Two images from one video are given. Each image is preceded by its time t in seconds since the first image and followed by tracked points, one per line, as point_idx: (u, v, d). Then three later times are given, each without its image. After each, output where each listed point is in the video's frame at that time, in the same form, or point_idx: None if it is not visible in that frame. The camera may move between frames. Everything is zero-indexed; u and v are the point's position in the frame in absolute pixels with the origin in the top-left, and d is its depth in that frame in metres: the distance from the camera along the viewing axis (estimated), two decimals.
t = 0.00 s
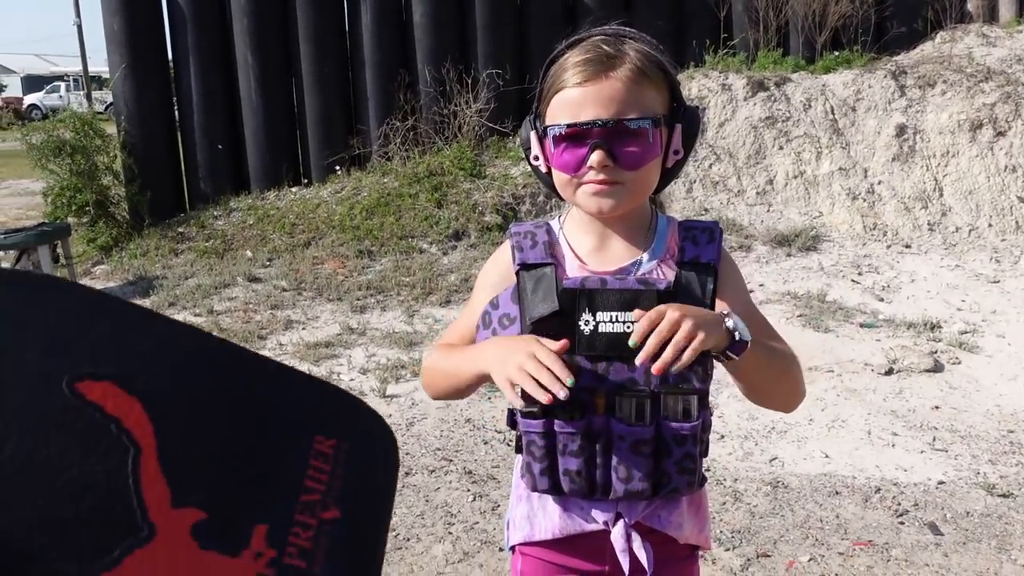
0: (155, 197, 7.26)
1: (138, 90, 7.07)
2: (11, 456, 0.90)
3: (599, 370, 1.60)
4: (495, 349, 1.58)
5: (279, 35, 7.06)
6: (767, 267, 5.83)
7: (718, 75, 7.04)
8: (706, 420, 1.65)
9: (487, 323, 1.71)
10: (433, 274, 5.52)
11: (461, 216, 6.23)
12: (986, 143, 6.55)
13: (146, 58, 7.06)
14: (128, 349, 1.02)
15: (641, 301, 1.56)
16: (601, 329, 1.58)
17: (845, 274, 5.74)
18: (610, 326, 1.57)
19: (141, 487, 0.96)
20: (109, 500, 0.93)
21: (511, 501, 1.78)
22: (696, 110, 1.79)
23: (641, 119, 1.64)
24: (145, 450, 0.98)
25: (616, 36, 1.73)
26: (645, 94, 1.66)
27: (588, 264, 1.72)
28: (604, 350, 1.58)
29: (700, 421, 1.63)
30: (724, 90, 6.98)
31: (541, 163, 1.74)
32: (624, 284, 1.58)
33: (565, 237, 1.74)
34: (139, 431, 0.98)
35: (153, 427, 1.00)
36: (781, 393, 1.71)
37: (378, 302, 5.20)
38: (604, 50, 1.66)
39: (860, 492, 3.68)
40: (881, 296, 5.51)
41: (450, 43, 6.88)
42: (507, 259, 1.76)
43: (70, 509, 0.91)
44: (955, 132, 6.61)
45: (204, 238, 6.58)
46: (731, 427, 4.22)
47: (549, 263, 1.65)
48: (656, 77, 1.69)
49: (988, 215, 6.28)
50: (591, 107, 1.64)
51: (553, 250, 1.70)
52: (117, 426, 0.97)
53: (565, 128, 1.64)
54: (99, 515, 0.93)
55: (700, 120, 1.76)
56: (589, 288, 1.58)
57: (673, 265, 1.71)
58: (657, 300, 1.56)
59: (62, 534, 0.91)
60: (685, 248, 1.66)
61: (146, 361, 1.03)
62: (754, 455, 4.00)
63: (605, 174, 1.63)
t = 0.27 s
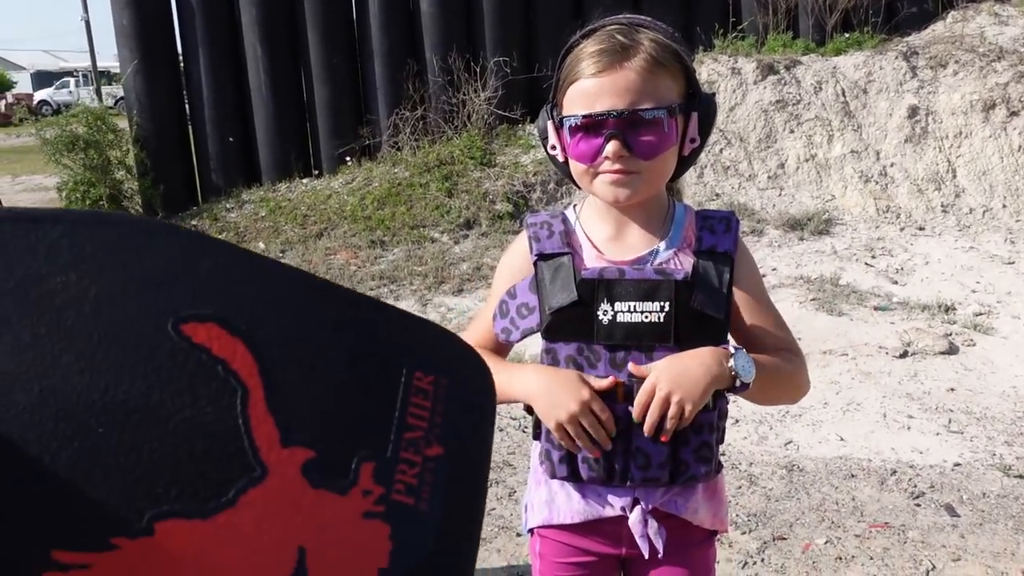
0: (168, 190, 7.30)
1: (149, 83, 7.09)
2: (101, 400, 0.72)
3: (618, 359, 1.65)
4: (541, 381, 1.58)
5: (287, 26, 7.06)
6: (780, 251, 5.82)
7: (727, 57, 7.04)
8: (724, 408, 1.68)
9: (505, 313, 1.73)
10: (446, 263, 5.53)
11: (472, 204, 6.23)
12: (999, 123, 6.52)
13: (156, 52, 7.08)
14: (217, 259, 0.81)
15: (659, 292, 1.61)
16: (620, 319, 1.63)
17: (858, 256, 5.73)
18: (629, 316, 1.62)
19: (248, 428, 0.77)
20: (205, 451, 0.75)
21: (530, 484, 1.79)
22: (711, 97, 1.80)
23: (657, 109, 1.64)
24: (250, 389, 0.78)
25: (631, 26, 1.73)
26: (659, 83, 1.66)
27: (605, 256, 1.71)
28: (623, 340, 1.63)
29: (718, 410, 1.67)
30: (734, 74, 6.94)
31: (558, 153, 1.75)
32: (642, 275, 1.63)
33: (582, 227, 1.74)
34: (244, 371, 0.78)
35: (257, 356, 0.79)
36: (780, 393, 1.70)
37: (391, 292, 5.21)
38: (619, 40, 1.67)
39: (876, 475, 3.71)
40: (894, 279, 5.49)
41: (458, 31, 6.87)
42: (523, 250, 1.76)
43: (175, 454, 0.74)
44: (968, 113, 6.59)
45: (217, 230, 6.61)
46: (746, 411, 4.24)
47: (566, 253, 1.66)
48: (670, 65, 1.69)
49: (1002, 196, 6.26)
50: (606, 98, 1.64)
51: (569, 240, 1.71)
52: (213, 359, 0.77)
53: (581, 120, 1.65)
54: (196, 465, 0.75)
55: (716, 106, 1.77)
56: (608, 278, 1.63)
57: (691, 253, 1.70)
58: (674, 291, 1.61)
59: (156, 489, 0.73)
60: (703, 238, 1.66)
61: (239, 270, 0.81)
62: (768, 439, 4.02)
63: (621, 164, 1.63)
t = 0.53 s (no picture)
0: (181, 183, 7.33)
1: (160, 76, 7.11)
2: (202, 367, 0.72)
3: (635, 345, 1.69)
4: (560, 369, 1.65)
5: (296, 17, 7.07)
6: (792, 233, 5.79)
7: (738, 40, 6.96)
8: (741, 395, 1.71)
9: (523, 301, 1.80)
10: (457, 251, 5.52)
11: (482, 191, 6.23)
12: (1012, 101, 6.49)
13: (166, 45, 7.10)
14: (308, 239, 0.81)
15: (676, 278, 1.65)
16: (637, 305, 1.68)
17: (871, 238, 5.70)
18: (646, 301, 1.67)
19: (339, 397, 0.75)
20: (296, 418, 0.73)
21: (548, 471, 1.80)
22: (721, 78, 1.84)
23: (668, 96, 1.69)
24: (339, 359, 0.76)
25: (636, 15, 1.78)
26: (668, 70, 1.71)
27: (621, 241, 1.77)
28: (641, 326, 1.67)
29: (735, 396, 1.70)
30: (744, 56, 6.90)
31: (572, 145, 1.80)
32: (659, 261, 1.68)
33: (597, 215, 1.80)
34: (334, 341, 0.77)
35: (345, 328, 0.78)
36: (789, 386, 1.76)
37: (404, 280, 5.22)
38: (626, 30, 1.72)
39: (891, 455, 3.71)
40: (908, 260, 5.46)
41: (466, 18, 6.85)
42: (541, 238, 1.84)
43: (271, 423, 0.72)
44: (981, 92, 6.55)
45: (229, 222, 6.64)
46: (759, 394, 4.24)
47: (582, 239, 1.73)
48: (678, 51, 1.74)
49: (1016, 175, 6.24)
50: (617, 89, 1.69)
51: (585, 227, 1.78)
52: (304, 332, 0.76)
53: (593, 112, 1.70)
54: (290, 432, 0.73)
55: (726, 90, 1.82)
56: (625, 265, 1.68)
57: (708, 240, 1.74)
58: (691, 277, 1.65)
59: (254, 455, 0.71)
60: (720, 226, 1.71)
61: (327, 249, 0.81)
62: (783, 421, 4.02)
63: (635, 154, 1.69)
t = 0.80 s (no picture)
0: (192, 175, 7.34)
1: (170, 69, 7.12)
2: (270, 339, 0.67)
3: (651, 326, 1.71)
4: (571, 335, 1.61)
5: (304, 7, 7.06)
6: (804, 217, 5.77)
7: (747, 23, 6.94)
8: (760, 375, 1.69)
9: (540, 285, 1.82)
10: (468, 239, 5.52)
11: (493, 179, 6.22)
12: None
13: (176, 37, 7.11)
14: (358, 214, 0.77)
15: (692, 258, 1.66)
16: (652, 285, 1.69)
17: (884, 220, 5.67)
18: (661, 281, 1.68)
19: (400, 370, 0.71)
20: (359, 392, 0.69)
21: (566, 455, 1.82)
22: (736, 60, 1.84)
23: (682, 83, 1.68)
24: (398, 332, 0.72)
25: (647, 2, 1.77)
26: (682, 57, 1.70)
27: (637, 224, 1.78)
28: (656, 306, 1.69)
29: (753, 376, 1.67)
30: (754, 39, 6.86)
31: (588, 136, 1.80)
32: (675, 241, 1.69)
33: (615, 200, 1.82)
34: (394, 317, 0.73)
35: (401, 301, 0.74)
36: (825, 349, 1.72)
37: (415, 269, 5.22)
38: (637, 18, 1.71)
39: (906, 438, 3.70)
40: (921, 242, 5.44)
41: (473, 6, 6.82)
42: (558, 222, 1.86)
43: (336, 394, 0.68)
44: (994, 71, 6.51)
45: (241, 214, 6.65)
46: (773, 379, 4.23)
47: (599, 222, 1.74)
48: (691, 37, 1.73)
49: None
50: (631, 79, 1.69)
51: (602, 212, 1.79)
52: (364, 306, 0.72)
53: (607, 104, 1.71)
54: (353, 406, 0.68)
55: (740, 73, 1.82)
56: (640, 246, 1.70)
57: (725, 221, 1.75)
58: (707, 257, 1.67)
59: (322, 427, 0.67)
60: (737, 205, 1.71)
61: (373, 227, 0.78)
62: (797, 405, 4.01)
63: (651, 142, 1.69)
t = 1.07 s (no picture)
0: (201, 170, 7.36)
1: (178, 64, 7.13)
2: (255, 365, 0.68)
3: (657, 329, 1.73)
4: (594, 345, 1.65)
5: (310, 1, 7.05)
6: (812, 208, 5.76)
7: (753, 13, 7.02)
8: (766, 380, 1.72)
9: (546, 286, 1.83)
10: (476, 232, 5.53)
11: (500, 172, 6.23)
12: None
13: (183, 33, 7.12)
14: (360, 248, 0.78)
15: (699, 262, 1.68)
16: (659, 288, 1.70)
17: (892, 211, 5.67)
18: (668, 285, 1.70)
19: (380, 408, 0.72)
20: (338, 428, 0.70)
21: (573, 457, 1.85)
22: (739, 60, 1.86)
23: (686, 87, 1.71)
24: (384, 369, 0.74)
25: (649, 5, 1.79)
26: (684, 59, 1.73)
27: (645, 228, 1.80)
28: (663, 309, 1.70)
29: (759, 381, 1.71)
30: (761, 30, 6.89)
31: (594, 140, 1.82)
32: (682, 245, 1.70)
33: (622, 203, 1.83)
34: (379, 352, 0.74)
35: (388, 335, 0.75)
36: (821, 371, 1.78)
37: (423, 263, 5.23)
38: (640, 23, 1.73)
39: (914, 430, 3.71)
40: (929, 233, 5.43)
41: None
42: (565, 225, 1.86)
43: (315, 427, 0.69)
44: (1002, 60, 6.47)
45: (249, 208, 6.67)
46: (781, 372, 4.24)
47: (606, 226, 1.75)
48: (694, 39, 1.75)
49: None
50: (636, 84, 1.71)
51: (609, 215, 1.80)
52: (351, 340, 0.73)
53: (613, 109, 1.73)
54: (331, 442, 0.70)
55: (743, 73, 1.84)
56: (647, 249, 1.71)
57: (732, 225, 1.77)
58: (714, 260, 1.68)
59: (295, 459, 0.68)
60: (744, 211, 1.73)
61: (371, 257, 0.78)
62: (804, 398, 4.02)
63: (657, 147, 1.71)
